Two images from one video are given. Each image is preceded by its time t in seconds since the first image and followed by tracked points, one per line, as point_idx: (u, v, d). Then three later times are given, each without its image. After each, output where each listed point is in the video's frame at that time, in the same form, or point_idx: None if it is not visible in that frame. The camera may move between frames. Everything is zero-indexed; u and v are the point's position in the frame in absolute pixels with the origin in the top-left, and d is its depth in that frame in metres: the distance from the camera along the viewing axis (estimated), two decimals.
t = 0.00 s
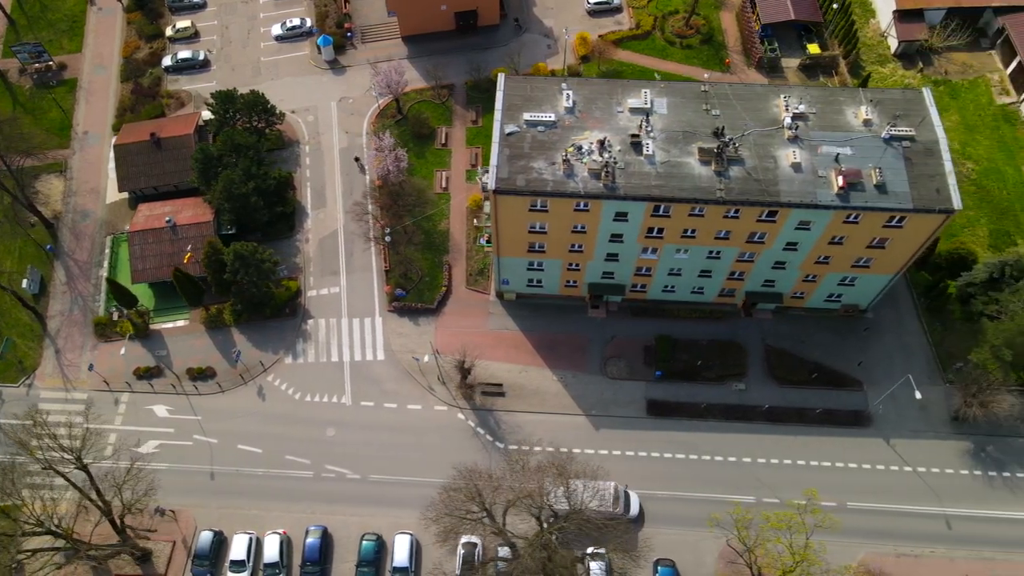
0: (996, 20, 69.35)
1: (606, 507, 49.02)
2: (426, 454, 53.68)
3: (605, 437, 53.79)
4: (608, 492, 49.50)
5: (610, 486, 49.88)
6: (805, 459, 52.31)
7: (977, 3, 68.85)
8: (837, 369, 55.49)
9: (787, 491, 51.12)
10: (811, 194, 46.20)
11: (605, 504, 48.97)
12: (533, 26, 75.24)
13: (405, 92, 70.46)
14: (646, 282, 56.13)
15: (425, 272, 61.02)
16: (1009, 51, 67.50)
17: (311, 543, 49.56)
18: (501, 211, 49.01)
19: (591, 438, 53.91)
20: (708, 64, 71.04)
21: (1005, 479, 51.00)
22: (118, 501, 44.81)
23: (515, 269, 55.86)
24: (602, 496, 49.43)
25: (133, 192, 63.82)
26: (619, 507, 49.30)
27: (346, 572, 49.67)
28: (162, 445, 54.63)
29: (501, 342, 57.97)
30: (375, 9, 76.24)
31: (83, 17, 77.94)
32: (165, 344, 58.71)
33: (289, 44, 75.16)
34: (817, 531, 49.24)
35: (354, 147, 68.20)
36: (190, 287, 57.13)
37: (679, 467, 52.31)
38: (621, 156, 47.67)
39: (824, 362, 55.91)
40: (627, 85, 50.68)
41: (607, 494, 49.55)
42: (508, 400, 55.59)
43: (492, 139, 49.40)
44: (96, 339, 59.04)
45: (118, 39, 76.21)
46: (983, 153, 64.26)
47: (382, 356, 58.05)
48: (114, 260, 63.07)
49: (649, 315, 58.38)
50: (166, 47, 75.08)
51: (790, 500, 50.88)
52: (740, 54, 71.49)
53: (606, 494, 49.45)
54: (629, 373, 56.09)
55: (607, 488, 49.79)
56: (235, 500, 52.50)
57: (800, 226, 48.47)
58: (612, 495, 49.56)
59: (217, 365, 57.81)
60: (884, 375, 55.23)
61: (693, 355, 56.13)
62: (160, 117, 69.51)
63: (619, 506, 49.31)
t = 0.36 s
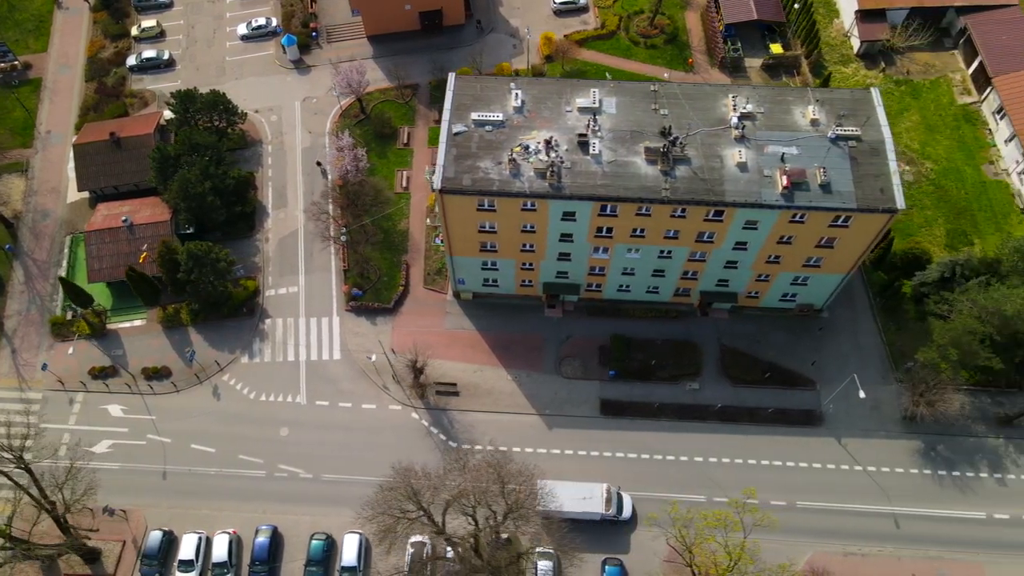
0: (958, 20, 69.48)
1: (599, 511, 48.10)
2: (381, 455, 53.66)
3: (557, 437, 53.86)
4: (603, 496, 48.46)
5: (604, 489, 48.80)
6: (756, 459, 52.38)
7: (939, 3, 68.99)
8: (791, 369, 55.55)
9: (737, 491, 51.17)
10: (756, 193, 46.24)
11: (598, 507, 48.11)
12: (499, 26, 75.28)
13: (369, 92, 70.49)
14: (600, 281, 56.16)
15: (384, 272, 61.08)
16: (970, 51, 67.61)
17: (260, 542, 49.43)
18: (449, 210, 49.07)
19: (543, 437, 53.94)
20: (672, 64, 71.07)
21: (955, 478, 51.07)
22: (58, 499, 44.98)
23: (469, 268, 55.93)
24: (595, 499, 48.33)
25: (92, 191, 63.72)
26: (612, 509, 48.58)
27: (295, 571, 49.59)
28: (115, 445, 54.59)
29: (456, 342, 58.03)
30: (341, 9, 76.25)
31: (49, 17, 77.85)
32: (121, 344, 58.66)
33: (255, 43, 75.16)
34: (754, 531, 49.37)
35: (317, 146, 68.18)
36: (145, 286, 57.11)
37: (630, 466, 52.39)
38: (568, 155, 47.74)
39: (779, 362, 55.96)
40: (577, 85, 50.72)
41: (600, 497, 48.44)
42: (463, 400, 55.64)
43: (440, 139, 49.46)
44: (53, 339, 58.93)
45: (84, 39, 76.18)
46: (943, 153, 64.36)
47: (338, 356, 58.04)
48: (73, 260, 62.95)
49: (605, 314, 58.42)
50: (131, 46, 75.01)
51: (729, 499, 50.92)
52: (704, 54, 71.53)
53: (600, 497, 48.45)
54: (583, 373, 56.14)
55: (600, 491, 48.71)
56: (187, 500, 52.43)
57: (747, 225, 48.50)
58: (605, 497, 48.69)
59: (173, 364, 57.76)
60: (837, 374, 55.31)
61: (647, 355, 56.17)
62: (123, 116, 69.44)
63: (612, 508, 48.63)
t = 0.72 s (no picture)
0: (920, 20, 69.65)
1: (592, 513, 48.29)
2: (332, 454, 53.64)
3: (509, 437, 53.90)
4: (595, 497, 48.67)
5: (597, 491, 49.01)
6: (706, 459, 52.51)
7: (900, 4, 69.14)
8: (743, 368, 55.63)
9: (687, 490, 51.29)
10: (700, 193, 46.31)
11: (591, 509, 48.29)
12: (464, 25, 75.36)
13: (332, 92, 70.48)
14: (554, 281, 56.22)
15: (341, 272, 61.13)
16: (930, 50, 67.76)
17: (208, 542, 49.40)
18: (397, 210, 49.10)
19: (495, 437, 53.98)
20: (635, 64, 71.13)
21: (904, 478, 51.19)
22: None
23: (423, 268, 55.97)
24: (589, 501, 48.58)
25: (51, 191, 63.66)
26: (605, 511, 48.62)
27: (243, 571, 49.58)
28: (67, 445, 54.53)
29: (412, 341, 58.05)
30: (306, 9, 76.28)
31: (16, 17, 77.79)
32: (77, 343, 58.62)
33: (220, 43, 75.17)
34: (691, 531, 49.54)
35: (279, 146, 68.16)
36: (100, 286, 57.08)
37: (581, 466, 52.51)
38: (513, 155, 47.80)
39: (732, 361, 56.01)
40: (526, 84, 50.74)
41: (594, 499, 48.67)
42: (416, 400, 55.66)
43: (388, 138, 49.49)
44: (8, 338, 58.88)
45: (49, 39, 76.11)
46: (901, 153, 64.49)
47: (294, 355, 58.02)
48: (31, 260, 62.86)
49: (561, 314, 58.47)
50: (96, 46, 74.97)
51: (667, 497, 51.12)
52: (667, 53, 71.59)
53: (593, 498, 48.64)
54: (537, 372, 56.20)
55: (593, 493, 48.93)
56: (137, 500, 52.38)
57: (694, 225, 48.57)
58: (598, 499, 48.85)
59: (128, 364, 57.69)
60: (790, 373, 55.39)
61: (601, 354, 56.24)
62: (85, 116, 69.36)
63: (605, 510, 48.67)
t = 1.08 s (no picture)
0: (881, 20, 69.77)
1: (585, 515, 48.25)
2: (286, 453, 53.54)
3: (461, 437, 53.91)
4: (588, 500, 48.60)
5: (590, 493, 48.95)
6: (656, 458, 52.50)
7: (862, 4, 69.27)
8: (696, 368, 55.68)
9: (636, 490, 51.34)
10: (643, 192, 46.33)
11: (584, 512, 48.26)
12: (429, 25, 75.36)
13: (294, 92, 70.51)
14: (507, 280, 56.25)
15: (299, 272, 61.10)
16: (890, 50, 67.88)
17: (156, 542, 49.36)
18: (343, 210, 49.15)
19: (447, 437, 53.99)
20: (597, 64, 71.20)
21: (852, 477, 51.30)
22: None
23: (376, 268, 56.00)
24: (582, 503, 48.54)
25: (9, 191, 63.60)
26: (598, 513, 48.52)
27: (191, 571, 49.55)
28: (19, 445, 54.49)
29: (366, 342, 58.06)
30: (271, 8, 76.29)
31: None
32: (32, 343, 58.59)
33: (185, 43, 75.17)
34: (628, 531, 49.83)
35: (240, 146, 68.15)
36: (54, 286, 57.06)
37: (531, 465, 52.52)
38: (458, 155, 47.88)
39: (685, 361, 56.01)
40: (474, 84, 50.77)
41: (587, 501, 48.62)
42: (369, 400, 55.67)
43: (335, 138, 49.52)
44: None
45: (14, 39, 76.05)
46: (860, 153, 64.62)
47: (248, 355, 57.96)
48: None
49: (516, 314, 58.50)
50: (61, 46, 74.95)
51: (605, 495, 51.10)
52: (629, 53, 71.63)
53: (586, 501, 48.58)
54: (490, 372, 56.22)
55: (586, 495, 48.87)
56: (88, 500, 52.34)
57: (640, 224, 48.62)
58: (592, 502, 48.77)
59: (83, 364, 57.60)
60: (743, 373, 55.45)
61: (554, 354, 56.29)
62: (47, 115, 69.28)
63: (598, 513, 48.57)
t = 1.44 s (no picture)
0: (842, 20, 69.86)
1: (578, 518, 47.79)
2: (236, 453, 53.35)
3: (412, 436, 53.94)
4: (581, 503, 48.27)
5: (583, 496, 48.62)
6: (605, 458, 52.52)
7: (822, 4, 69.37)
8: (648, 368, 55.78)
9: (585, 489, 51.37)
10: (587, 192, 46.36)
11: (576, 514, 47.85)
12: (394, 25, 75.37)
13: (256, 91, 70.47)
14: (459, 280, 56.28)
15: (255, 271, 61.01)
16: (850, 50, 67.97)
17: (103, 542, 49.25)
18: (289, 210, 49.08)
19: (398, 436, 54.02)
20: (559, 63, 71.22)
21: (800, 476, 51.36)
22: None
23: (328, 267, 55.99)
24: (575, 505, 48.18)
25: None
26: (591, 516, 48.11)
27: (137, 571, 49.44)
28: None
29: (320, 342, 58.08)
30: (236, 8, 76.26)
31: None
32: None
33: (149, 43, 75.10)
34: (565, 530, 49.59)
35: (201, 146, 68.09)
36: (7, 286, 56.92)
37: (481, 465, 52.54)
38: (403, 155, 47.88)
39: (638, 361, 56.11)
40: (422, 84, 50.79)
41: (580, 504, 48.25)
42: (321, 400, 55.67)
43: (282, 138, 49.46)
44: None
45: None
46: (818, 153, 64.71)
47: (202, 355, 57.85)
48: None
49: (470, 314, 58.58)
50: (25, 45, 74.80)
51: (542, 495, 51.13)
52: (592, 53, 71.64)
53: (579, 503, 48.26)
54: (443, 372, 56.27)
55: (580, 498, 48.56)
56: (37, 500, 52.23)
57: (585, 224, 48.65)
58: (585, 504, 48.39)
59: (36, 364, 57.44)
60: (695, 373, 55.58)
61: (506, 354, 56.38)
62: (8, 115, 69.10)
63: (592, 515, 48.18)
